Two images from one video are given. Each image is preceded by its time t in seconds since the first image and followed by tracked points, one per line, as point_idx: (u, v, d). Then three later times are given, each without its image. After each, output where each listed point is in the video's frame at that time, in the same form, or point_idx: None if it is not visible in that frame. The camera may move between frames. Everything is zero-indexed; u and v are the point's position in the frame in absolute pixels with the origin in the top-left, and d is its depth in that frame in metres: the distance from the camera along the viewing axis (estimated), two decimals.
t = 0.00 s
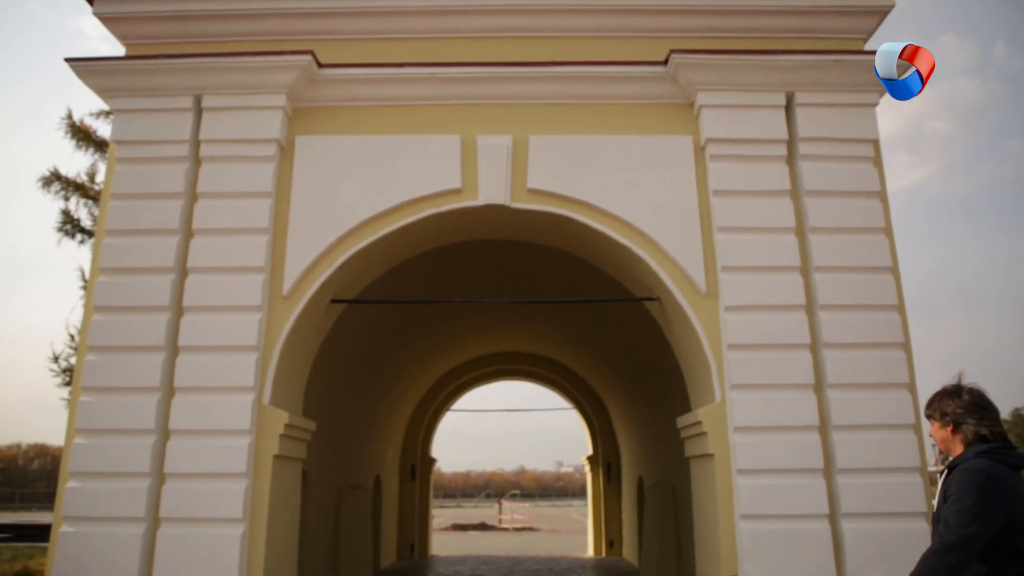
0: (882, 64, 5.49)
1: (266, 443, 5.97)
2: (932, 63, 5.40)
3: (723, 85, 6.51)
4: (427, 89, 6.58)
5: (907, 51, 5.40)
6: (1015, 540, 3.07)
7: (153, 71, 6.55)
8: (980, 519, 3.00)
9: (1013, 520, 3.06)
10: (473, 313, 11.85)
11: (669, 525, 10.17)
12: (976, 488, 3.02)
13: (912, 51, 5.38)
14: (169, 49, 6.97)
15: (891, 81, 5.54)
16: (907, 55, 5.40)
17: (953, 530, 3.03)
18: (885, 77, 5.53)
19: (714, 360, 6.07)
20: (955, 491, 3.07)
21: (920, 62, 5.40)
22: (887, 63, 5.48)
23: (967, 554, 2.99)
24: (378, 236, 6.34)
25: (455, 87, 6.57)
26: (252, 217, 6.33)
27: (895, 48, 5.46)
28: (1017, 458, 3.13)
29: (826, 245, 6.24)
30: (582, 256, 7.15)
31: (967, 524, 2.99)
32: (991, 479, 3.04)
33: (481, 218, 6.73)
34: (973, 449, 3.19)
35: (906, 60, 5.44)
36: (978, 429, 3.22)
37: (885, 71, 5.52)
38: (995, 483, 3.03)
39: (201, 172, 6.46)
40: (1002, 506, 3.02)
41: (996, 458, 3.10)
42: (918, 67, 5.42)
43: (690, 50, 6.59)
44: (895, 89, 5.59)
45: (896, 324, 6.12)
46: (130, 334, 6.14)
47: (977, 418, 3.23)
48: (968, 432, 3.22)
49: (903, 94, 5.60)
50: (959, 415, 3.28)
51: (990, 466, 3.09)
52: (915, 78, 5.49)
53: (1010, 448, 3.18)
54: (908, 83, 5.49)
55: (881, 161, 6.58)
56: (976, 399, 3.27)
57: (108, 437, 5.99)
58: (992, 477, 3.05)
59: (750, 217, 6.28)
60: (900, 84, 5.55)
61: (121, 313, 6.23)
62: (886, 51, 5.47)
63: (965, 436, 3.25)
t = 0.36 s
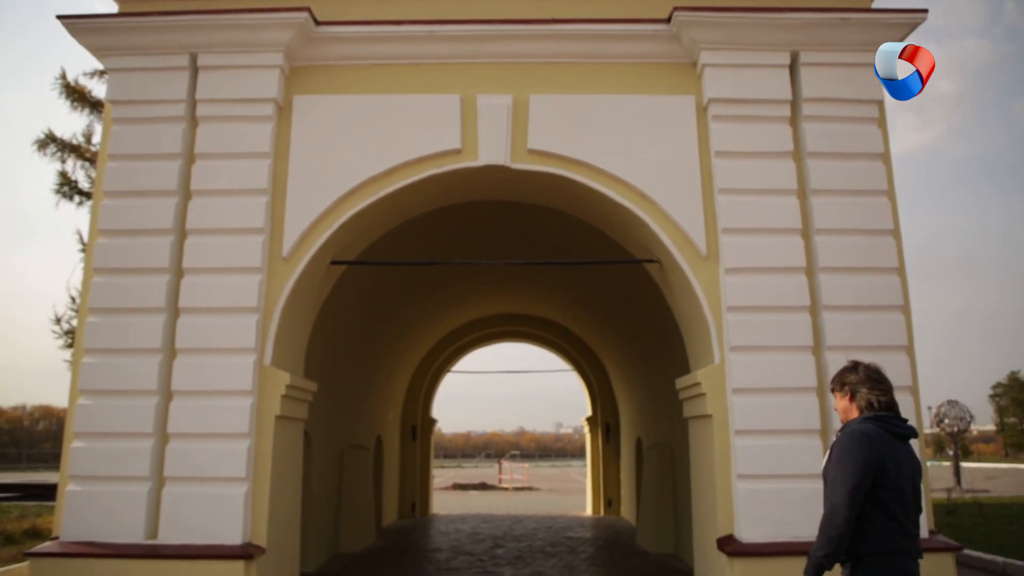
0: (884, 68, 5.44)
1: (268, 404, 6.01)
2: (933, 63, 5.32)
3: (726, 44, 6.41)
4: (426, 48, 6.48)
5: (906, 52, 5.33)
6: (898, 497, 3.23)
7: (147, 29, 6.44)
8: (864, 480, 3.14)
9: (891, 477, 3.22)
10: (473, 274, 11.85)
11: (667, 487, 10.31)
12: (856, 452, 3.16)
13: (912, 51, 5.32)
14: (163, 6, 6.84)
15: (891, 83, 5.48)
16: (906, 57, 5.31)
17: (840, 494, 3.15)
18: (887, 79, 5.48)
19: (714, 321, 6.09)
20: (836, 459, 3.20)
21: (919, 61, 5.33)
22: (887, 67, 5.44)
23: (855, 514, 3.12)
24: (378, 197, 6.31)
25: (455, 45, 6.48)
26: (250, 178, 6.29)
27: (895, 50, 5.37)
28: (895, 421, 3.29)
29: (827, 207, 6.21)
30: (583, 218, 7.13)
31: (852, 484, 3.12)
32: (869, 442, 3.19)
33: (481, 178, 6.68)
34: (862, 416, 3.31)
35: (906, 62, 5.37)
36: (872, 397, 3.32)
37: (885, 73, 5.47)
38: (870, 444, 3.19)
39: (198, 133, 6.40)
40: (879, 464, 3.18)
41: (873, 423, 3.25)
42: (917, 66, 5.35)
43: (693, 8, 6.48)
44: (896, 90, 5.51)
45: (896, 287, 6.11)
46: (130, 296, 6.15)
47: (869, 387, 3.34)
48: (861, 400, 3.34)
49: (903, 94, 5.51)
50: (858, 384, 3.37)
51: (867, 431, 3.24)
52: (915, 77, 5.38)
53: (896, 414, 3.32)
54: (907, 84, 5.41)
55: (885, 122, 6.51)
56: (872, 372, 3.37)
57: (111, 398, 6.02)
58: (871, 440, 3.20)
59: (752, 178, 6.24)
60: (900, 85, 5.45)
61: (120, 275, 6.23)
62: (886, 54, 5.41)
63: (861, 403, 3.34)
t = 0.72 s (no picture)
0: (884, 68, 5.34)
1: (269, 371, 6.04)
2: (933, 63, 5.20)
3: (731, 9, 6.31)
4: (425, 12, 6.39)
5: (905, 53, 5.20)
6: (813, 457, 3.54)
7: None
8: (785, 443, 3.45)
9: (807, 438, 3.54)
10: (473, 242, 11.83)
11: (664, 447, 10.40)
12: (777, 418, 3.45)
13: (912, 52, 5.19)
14: None
15: (891, 82, 5.38)
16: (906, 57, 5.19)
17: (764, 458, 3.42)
18: (886, 79, 5.38)
19: (714, 289, 6.09)
20: (755, 426, 3.50)
21: (919, 62, 5.21)
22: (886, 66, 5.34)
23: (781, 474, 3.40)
24: (378, 163, 6.27)
25: (454, 9, 6.38)
26: (249, 145, 6.24)
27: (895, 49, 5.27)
28: (810, 387, 3.62)
29: (829, 175, 6.18)
30: (584, 185, 7.09)
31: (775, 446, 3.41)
32: (784, 409, 3.49)
33: (481, 145, 6.64)
34: (775, 382, 3.63)
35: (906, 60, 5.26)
36: (784, 364, 3.64)
37: (885, 74, 5.36)
38: (788, 409, 3.49)
39: (195, 98, 6.33)
40: (795, 428, 3.50)
41: (789, 390, 3.56)
42: (918, 66, 5.23)
43: None
44: (896, 89, 5.42)
45: (897, 255, 6.11)
46: (130, 263, 6.14)
47: (782, 354, 3.65)
48: (776, 368, 3.65)
49: (904, 93, 5.42)
50: (775, 352, 3.68)
51: (784, 399, 3.55)
52: (916, 78, 5.28)
53: (808, 379, 3.65)
54: (907, 85, 5.31)
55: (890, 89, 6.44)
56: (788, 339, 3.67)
57: (113, 365, 6.05)
58: (788, 406, 3.51)
59: (754, 145, 6.19)
60: (900, 84, 5.36)
61: (120, 242, 6.21)
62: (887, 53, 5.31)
63: (773, 369, 3.66)
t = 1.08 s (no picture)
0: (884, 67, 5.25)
1: (270, 341, 6.06)
2: (934, 63, 5.08)
3: None
4: None
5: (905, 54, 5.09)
6: (713, 423, 3.86)
7: None
8: (679, 412, 3.81)
9: (709, 407, 3.87)
10: (473, 212, 11.79)
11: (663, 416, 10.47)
12: (674, 390, 3.82)
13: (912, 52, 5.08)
14: None
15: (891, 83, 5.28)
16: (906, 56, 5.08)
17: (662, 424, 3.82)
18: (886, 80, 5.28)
19: (714, 259, 6.08)
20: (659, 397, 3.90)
21: (919, 62, 5.10)
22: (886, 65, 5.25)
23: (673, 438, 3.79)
24: (375, 134, 6.23)
25: None
26: (246, 114, 6.19)
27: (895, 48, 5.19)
28: (715, 359, 3.95)
29: (831, 145, 6.14)
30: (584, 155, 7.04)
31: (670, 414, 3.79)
32: (685, 380, 3.85)
33: (481, 113, 6.58)
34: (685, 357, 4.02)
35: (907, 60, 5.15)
36: (693, 341, 4.01)
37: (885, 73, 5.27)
38: (688, 381, 3.85)
39: (192, 67, 6.27)
40: (695, 397, 3.85)
41: (694, 363, 3.92)
42: (918, 66, 5.12)
43: None
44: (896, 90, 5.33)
45: (898, 227, 6.09)
46: (128, 233, 6.12)
47: (692, 331, 4.01)
48: (687, 344, 4.02)
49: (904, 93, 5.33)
50: (687, 329, 4.05)
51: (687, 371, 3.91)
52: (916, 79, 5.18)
53: (717, 352, 3.98)
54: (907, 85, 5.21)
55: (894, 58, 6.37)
56: (700, 317, 4.01)
57: (114, 335, 6.06)
58: (690, 378, 3.87)
59: (756, 114, 6.14)
60: (900, 85, 5.27)
61: (118, 213, 6.19)
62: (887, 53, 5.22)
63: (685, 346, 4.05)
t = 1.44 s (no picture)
0: (882, 67, 5.27)
1: (270, 316, 6.06)
2: (935, 63, 5.00)
3: None
4: None
5: (905, 53, 5.02)
6: (652, 400, 4.15)
7: None
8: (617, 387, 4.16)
9: (650, 386, 4.16)
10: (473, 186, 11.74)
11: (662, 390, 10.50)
12: (616, 368, 4.18)
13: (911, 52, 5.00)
14: None
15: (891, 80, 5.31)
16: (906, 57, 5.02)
17: (605, 398, 4.17)
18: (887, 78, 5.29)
19: (714, 234, 6.07)
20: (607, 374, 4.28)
21: (919, 62, 5.02)
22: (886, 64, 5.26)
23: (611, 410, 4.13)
24: (372, 109, 6.17)
25: None
26: (244, 88, 6.13)
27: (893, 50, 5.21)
28: (661, 341, 4.25)
29: (834, 119, 6.09)
30: (584, 128, 7.00)
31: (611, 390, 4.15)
32: (628, 359, 4.20)
33: (480, 87, 6.53)
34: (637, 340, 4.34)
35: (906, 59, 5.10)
36: (645, 324, 4.33)
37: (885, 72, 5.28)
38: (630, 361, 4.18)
39: (188, 39, 6.20)
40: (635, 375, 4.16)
41: (640, 344, 4.23)
42: (917, 65, 5.05)
43: None
44: (898, 87, 5.32)
45: (899, 202, 6.07)
46: (126, 208, 6.10)
47: (645, 315, 4.34)
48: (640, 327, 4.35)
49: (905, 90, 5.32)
50: (643, 314, 4.38)
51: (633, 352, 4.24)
52: (916, 78, 5.14)
53: (665, 335, 4.28)
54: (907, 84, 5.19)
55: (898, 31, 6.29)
56: (653, 303, 4.33)
57: (114, 310, 6.06)
58: (632, 358, 4.20)
59: (759, 88, 6.08)
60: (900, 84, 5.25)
61: (116, 187, 6.16)
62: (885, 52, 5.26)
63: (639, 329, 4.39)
